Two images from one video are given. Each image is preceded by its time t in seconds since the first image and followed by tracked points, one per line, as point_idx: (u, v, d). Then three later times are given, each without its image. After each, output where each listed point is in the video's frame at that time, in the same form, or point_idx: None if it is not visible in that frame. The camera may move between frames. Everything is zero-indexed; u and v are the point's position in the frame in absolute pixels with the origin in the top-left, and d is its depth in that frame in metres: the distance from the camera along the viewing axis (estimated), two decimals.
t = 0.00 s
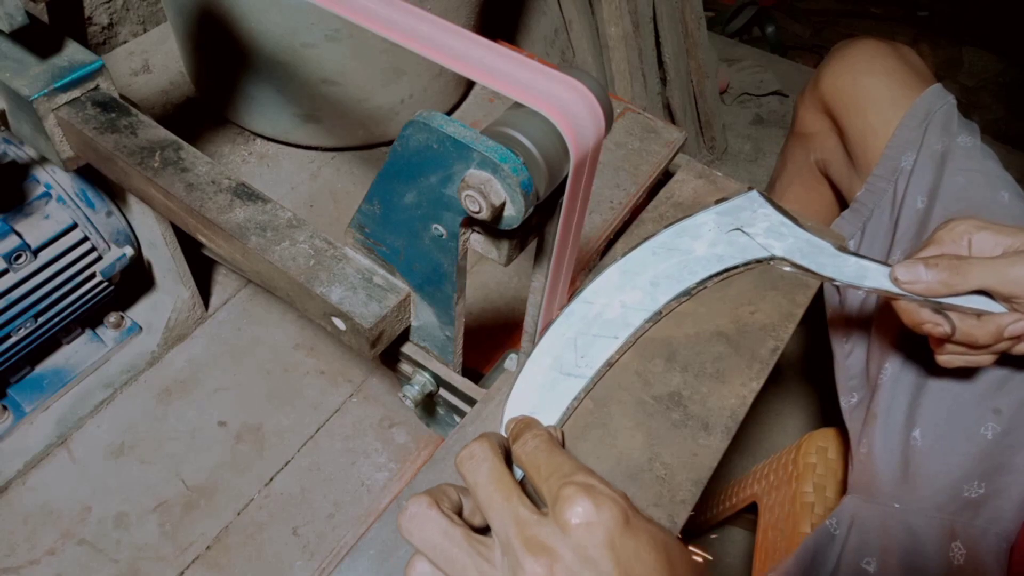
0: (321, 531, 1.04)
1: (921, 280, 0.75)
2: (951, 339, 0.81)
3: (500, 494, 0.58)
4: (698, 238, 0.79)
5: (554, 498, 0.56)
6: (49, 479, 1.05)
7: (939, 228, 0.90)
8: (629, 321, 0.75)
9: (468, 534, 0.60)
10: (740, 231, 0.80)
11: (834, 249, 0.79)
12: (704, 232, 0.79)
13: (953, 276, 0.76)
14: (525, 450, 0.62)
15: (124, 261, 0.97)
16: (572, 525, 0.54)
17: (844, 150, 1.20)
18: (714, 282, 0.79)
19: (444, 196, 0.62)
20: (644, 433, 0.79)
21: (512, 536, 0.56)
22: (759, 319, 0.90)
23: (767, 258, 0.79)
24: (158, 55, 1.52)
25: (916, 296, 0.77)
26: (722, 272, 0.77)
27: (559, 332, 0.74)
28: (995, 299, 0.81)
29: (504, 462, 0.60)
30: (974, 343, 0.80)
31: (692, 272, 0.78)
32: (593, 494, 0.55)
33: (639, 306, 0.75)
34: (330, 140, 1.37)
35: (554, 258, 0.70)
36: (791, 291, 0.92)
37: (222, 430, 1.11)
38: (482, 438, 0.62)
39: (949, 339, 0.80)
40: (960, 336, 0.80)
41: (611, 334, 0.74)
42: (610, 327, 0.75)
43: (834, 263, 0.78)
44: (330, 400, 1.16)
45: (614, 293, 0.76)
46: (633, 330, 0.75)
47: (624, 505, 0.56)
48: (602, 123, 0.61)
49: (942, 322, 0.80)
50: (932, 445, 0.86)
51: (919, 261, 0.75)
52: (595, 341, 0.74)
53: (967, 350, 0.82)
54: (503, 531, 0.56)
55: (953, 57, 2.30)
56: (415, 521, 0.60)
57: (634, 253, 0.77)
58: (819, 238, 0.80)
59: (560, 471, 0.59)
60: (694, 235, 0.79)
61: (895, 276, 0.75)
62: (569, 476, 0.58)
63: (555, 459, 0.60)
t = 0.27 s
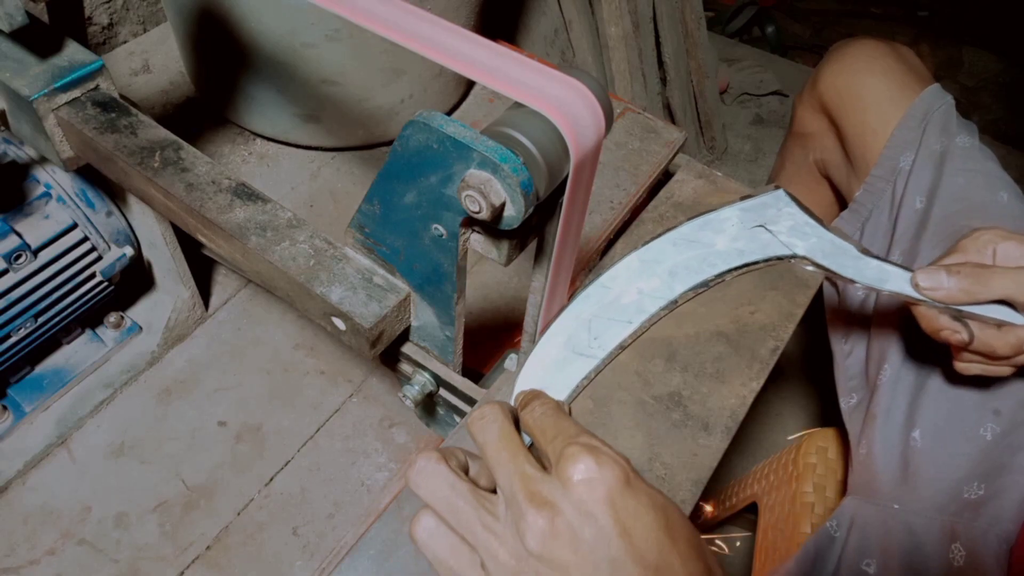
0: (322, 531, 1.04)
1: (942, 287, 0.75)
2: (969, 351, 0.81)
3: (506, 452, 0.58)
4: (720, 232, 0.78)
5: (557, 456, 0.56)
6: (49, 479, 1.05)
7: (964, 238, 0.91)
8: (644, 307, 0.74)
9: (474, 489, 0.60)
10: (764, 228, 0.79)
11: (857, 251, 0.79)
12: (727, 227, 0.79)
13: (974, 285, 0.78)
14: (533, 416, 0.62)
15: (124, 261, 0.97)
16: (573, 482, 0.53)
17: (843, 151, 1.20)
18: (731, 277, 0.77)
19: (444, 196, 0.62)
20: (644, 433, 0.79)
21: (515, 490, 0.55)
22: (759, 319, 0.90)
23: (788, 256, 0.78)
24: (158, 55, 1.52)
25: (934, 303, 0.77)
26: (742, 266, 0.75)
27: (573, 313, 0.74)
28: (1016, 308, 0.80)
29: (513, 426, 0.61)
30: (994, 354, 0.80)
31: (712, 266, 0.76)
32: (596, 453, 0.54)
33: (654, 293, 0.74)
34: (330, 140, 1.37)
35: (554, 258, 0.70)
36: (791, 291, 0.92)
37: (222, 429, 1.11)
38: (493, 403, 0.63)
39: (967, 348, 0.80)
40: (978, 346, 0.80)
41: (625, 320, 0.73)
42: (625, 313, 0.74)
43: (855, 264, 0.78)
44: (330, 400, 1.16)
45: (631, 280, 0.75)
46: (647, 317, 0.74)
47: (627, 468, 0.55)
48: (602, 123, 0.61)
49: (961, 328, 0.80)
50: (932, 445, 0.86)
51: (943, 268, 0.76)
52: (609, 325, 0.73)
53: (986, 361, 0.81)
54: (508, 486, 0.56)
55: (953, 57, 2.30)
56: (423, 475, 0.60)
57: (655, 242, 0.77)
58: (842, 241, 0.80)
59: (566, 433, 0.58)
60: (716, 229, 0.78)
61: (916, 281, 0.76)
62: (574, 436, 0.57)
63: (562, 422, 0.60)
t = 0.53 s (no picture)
0: (322, 531, 1.04)
1: (944, 296, 0.74)
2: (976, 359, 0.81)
3: (505, 458, 0.58)
4: (723, 235, 0.78)
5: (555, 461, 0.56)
6: (49, 479, 1.05)
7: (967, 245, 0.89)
8: (644, 310, 0.75)
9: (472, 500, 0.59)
10: (768, 232, 0.79)
11: (862, 256, 0.79)
12: (730, 230, 0.79)
13: (977, 293, 0.75)
14: (530, 421, 0.62)
15: (124, 261, 0.97)
16: (572, 486, 0.53)
17: (835, 153, 1.20)
18: (733, 280, 0.78)
19: (444, 196, 0.62)
20: (644, 433, 0.79)
21: (515, 496, 0.55)
22: (759, 319, 0.90)
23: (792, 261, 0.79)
24: (158, 55, 1.52)
25: (938, 310, 0.76)
26: (743, 271, 0.76)
27: (574, 313, 0.75)
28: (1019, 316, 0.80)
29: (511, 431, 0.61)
30: (1003, 364, 0.80)
31: (714, 268, 0.77)
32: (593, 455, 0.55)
33: (655, 295, 0.75)
34: (330, 141, 1.37)
35: (553, 259, 0.70)
36: (791, 291, 0.92)
37: (221, 429, 1.11)
38: (490, 407, 0.63)
39: (973, 356, 0.80)
40: (983, 354, 0.80)
41: (624, 322, 0.74)
42: (626, 315, 0.75)
43: (858, 270, 0.78)
44: (330, 400, 1.16)
45: (632, 281, 0.76)
46: (648, 318, 0.75)
47: (624, 469, 0.55)
48: (602, 124, 0.61)
49: (967, 335, 0.80)
50: (932, 454, 0.86)
51: (943, 275, 0.75)
52: (608, 326, 0.74)
53: (994, 371, 0.81)
54: (507, 492, 0.56)
55: (953, 57, 2.30)
56: (419, 486, 0.59)
57: (658, 244, 0.78)
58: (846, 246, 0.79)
59: (562, 436, 0.58)
60: (720, 232, 0.79)
61: (918, 289, 0.74)
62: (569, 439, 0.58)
63: (557, 426, 0.60)
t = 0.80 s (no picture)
0: (322, 531, 1.04)
1: (932, 297, 0.76)
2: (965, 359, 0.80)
3: (498, 479, 0.58)
4: (711, 241, 0.77)
5: (549, 481, 0.56)
6: (49, 479, 1.05)
7: (953, 244, 0.90)
8: (634, 319, 0.75)
9: (465, 523, 0.60)
10: (756, 236, 0.78)
11: (850, 259, 0.78)
12: (719, 235, 0.78)
13: (964, 294, 0.77)
14: (522, 438, 0.62)
15: (124, 261, 0.97)
16: (567, 506, 0.54)
17: (842, 154, 1.20)
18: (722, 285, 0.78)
19: (444, 196, 0.62)
20: (644, 433, 0.79)
21: (510, 518, 0.56)
22: (759, 319, 0.90)
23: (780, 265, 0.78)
24: (158, 55, 1.52)
25: (926, 312, 0.77)
26: (733, 276, 0.76)
27: (563, 325, 0.74)
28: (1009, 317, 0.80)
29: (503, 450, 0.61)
30: (994, 364, 0.80)
31: (703, 274, 0.76)
32: (588, 474, 0.55)
33: (645, 304, 0.75)
34: (330, 141, 1.37)
35: (554, 259, 0.70)
36: (791, 291, 0.92)
37: (221, 429, 1.11)
38: (481, 426, 0.64)
39: (962, 357, 0.80)
40: (975, 355, 0.80)
41: (614, 332, 0.74)
42: (615, 324, 0.75)
43: (847, 273, 0.77)
44: (330, 400, 1.16)
45: (621, 290, 0.76)
46: (637, 327, 0.74)
47: (619, 486, 0.55)
48: (602, 124, 0.61)
49: (957, 336, 0.80)
50: (939, 454, 0.86)
51: (931, 276, 0.76)
52: (598, 337, 0.74)
53: (984, 372, 0.81)
54: (501, 514, 0.57)
55: (953, 57, 2.30)
56: (410, 512, 0.59)
57: (646, 250, 0.77)
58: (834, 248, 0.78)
59: (556, 454, 0.59)
60: (708, 237, 0.77)
61: (905, 290, 0.76)
62: (563, 458, 0.58)
63: (551, 443, 0.60)
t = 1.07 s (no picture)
0: (322, 531, 1.04)
1: (926, 298, 0.76)
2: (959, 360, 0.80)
3: (493, 491, 0.58)
4: (705, 244, 0.78)
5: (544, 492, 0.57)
6: (49, 479, 1.05)
7: (946, 245, 0.90)
8: (628, 324, 0.75)
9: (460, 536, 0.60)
10: (749, 239, 0.79)
11: (843, 260, 0.78)
12: (712, 238, 0.79)
13: (958, 295, 0.77)
14: (516, 448, 0.63)
15: (124, 261, 0.97)
16: (563, 518, 0.54)
17: (842, 154, 1.20)
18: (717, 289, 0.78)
19: (444, 196, 0.62)
20: (644, 433, 0.79)
21: (506, 531, 0.56)
22: (759, 319, 0.90)
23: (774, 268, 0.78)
24: (158, 55, 1.52)
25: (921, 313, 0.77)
26: (727, 279, 0.76)
27: (557, 331, 0.74)
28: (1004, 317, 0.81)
29: (498, 460, 0.61)
30: (988, 364, 0.80)
31: (697, 278, 0.77)
32: (583, 485, 0.56)
33: (639, 309, 0.75)
34: (330, 141, 1.37)
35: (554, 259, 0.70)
36: (791, 291, 0.92)
37: (221, 429, 1.11)
38: (475, 436, 0.63)
39: (956, 357, 0.80)
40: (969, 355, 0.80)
41: (609, 337, 0.74)
42: (610, 330, 0.75)
43: (841, 274, 0.78)
44: (330, 400, 1.16)
45: (616, 295, 0.76)
46: (632, 332, 0.74)
47: (615, 497, 0.56)
48: (602, 123, 0.61)
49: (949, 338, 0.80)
50: (940, 454, 0.86)
51: (925, 277, 0.76)
52: (593, 343, 0.74)
53: (979, 372, 0.81)
54: (496, 527, 0.57)
55: (953, 57, 2.31)
56: (405, 524, 0.59)
57: (639, 255, 0.78)
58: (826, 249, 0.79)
59: (550, 465, 0.59)
60: (702, 241, 0.78)
61: (899, 291, 0.76)
62: (558, 468, 0.59)
63: (545, 454, 0.61)
